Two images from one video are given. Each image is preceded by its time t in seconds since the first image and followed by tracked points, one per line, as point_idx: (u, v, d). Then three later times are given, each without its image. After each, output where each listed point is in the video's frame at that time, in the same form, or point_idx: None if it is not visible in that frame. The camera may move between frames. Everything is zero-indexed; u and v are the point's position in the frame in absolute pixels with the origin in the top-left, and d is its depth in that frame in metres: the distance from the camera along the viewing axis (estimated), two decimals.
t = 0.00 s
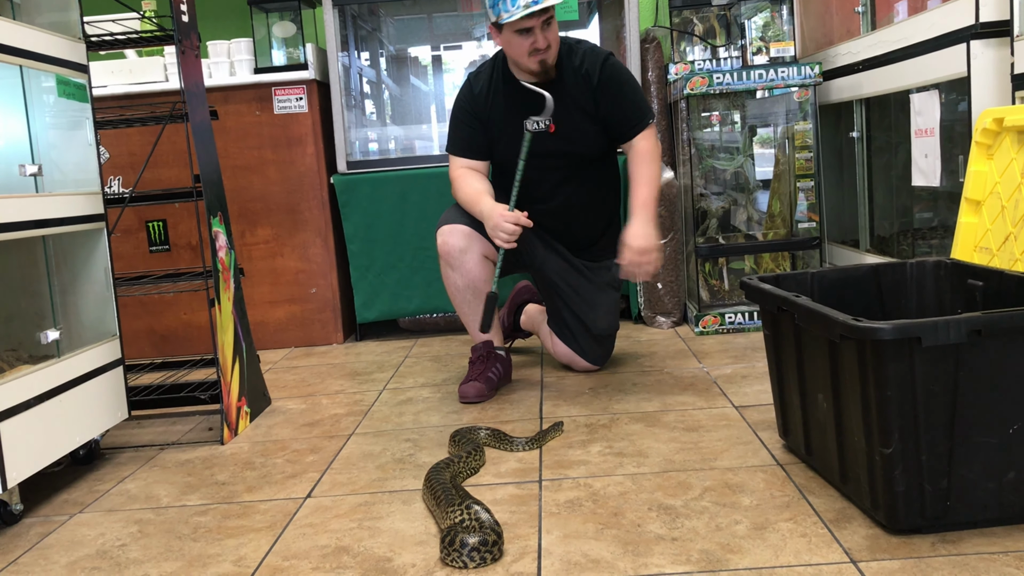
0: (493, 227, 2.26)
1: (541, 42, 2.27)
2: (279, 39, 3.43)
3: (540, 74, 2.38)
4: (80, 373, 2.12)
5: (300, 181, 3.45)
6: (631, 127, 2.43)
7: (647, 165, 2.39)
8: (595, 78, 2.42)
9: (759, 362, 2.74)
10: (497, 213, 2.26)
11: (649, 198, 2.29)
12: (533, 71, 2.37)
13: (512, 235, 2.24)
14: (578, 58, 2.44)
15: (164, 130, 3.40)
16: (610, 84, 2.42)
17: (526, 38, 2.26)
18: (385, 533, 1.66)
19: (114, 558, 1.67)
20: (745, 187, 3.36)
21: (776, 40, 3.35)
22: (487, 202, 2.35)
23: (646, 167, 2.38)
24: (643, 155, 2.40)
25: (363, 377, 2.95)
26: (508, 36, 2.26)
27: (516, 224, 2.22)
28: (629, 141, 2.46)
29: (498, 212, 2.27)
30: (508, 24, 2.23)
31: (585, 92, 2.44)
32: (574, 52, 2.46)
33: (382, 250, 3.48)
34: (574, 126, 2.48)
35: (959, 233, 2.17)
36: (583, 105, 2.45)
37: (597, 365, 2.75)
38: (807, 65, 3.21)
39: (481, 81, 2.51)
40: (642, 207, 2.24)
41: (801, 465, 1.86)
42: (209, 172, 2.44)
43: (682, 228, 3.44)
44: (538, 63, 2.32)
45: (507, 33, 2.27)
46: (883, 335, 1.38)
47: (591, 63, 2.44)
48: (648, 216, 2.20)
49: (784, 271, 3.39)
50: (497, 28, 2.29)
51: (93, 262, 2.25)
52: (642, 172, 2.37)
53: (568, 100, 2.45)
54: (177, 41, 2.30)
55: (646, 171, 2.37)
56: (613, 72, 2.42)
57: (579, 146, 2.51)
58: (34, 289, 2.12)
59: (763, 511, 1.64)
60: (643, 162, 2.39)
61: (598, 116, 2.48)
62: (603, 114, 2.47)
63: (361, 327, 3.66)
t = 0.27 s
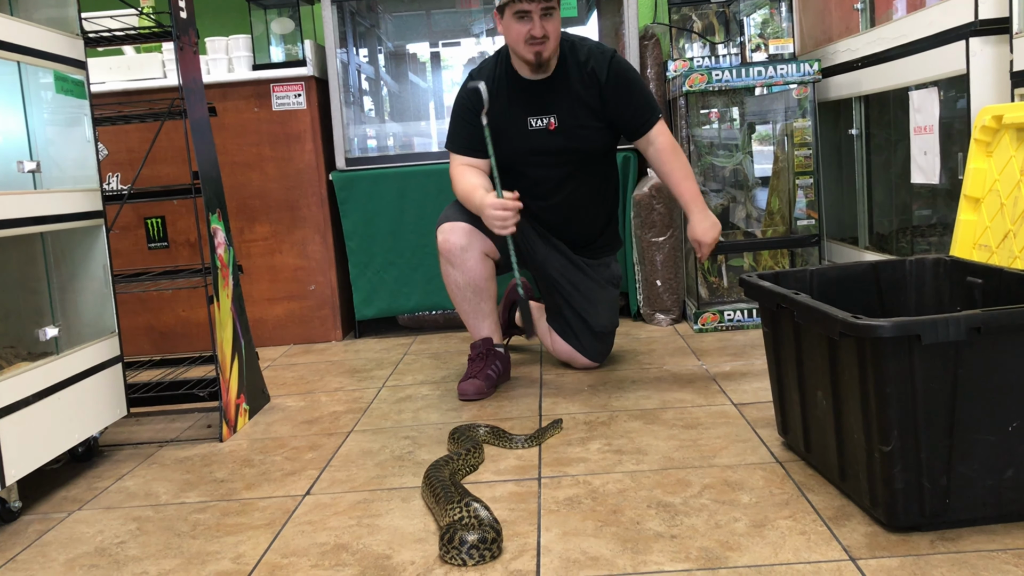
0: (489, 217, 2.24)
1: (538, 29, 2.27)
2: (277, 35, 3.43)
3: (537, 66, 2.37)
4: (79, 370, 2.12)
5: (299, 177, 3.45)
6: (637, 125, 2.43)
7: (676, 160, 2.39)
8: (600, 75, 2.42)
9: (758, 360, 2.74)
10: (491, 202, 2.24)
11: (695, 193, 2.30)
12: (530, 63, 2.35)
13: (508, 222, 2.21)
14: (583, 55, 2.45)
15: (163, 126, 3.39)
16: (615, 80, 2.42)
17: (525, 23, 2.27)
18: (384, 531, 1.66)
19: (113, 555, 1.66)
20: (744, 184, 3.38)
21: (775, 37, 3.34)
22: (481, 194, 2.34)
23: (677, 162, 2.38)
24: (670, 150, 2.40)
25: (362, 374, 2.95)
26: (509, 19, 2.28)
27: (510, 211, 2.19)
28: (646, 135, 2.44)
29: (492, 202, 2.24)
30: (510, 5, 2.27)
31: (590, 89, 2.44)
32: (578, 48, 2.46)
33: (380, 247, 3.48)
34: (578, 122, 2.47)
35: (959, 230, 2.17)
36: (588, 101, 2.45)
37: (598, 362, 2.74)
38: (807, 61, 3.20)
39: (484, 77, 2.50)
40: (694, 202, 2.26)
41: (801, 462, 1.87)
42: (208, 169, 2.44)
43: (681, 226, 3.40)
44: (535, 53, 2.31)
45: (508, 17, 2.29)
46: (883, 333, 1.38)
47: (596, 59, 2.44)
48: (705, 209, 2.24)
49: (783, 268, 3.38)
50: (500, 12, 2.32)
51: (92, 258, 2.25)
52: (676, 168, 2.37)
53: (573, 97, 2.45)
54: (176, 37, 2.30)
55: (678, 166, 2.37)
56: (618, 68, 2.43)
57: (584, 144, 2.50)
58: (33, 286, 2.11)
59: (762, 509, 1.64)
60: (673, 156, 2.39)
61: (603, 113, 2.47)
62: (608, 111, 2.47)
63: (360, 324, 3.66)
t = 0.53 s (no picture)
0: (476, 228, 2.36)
1: (536, 29, 2.27)
2: (274, 35, 3.44)
3: (535, 66, 2.36)
4: (76, 369, 2.12)
5: (296, 177, 3.44)
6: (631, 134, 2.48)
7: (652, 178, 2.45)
8: (603, 79, 2.42)
9: (755, 359, 2.74)
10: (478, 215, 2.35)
11: (659, 214, 2.37)
12: (528, 63, 2.35)
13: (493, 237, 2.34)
14: (586, 57, 2.44)
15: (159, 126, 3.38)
16: (617, 85, 2.43)
17: (524, 23, 2.27)
18: (382, 530, 1.66)
19: (110, 555, 1.66)
20: (741, 183, 3.38)
21: (773, 37, 3.32)
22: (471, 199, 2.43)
23: (651, 180, 2.45)
24: (648, 167, 2.47)
25: (359, 373, 2.95)
26: (509, 18, 2.29)
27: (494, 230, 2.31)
28: (631, 147, 2.50)
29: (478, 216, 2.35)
30: (510, 4, 2.28)
31: (591, 92, 2.44)
32: (582, 50, 2.45)
33: (378, 246, 3.47)
34: (578, 125, 2.47)
35: (956, 229, 2.17)
36: (589, 105, 2.45)
37: (596, 360, 2.75)
38: (804, 60, 3.20)
39: (488, 74, 2.51)
40: (654, 223, 2.34)
41: (798, 461, 1.87)
42: (204, 169, 2.43)
43: (679, 225, 3.40)
44: (532, 53, 2.31)
45: (508, 17, 2.30)
46: (880, 331, 1.38)
47: (599, 62, 2.43)
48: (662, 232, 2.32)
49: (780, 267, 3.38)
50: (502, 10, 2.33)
51: (88, 258, 2.25)
52: (648, 186, 2.44)
53: (574, 100, 2.45)
54: (172, 37, 2.29)
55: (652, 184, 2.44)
56: (620, 73, 2.43)
57: (583, 147, 2.51)
58: (29, 285, 2.12)
59: (759, 508, 1.65)
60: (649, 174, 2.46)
61: (603, 118, 2.48)
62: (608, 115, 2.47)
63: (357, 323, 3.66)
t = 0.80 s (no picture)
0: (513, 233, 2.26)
1: (528, 42, 2.25)
2: (272, 36, 3.40)
3: (530, 75, 2.35)
4: (74, 371, 2.11)
5: (294, 178, 3.44)
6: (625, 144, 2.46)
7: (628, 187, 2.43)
8: (601, 87, 2.43)
9: (753, 360, 2.74)
10: (514, 221, 2.26)
11: (621, 219, 2.37)
12: (523, 72, 2.34)
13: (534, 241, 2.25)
14: (585, 64, 2.45)
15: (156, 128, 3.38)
16: (614, 94, 2.43)
17: (517, 35, 2.24)
18: (379, 532, 1.66)
19: (107, 558, 1.66)
20: (738, 184, 3.38)
21: (769, 37, 3.34)
22: (498, 202, 2.33)
23: (625, 189, 2.43)
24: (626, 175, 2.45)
25: (357, 375, 2.95)
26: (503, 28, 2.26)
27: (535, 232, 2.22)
28: (617, 155, 2.49)
29: (516, 220, 2.26)
30: (504, 15, 2.24)
31: (588, 99, 2.45)
32: (581, 57, 2.46)
33: (375, 248, 3.47)
34: (574, 131, 2.49)
35: (953, 229, 2.17)
36: (585, 112, 2.46)
37: (594, 361, 2.74)
38: (801, 61, 3.21)
39: (490, 75, 2.51)
40: (613, 229, 2.34)
41: (796, 462, 1.87)
42: (202, 170, 2.43)
43: (676, 225, 3.43)
44: (526, 64, 2.30)
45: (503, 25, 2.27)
46: (877, 332, 1.38)
47: (597, 70, 2.44)
48: (617, 237, 2.34)
49: (778, 267, 3.38)
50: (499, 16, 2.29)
51: (86, 260, 2.25)
52: (621, 193, 2.42)
53: (572, 106, 2.46)
54: (169, 38, 2.29)
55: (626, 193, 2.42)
56: (618, 82, 2.43)
57: (578, 152, 2.53)
58: (26, 287, 2.11)
59: (757, 509, 1.65)
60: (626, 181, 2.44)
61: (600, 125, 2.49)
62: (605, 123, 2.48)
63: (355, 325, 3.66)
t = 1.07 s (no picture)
0: (533, 231, 2.28)
1: (515, 55, 2.25)
2: (268, 38, 3.41)
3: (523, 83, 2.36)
4: (71, 374, 2.11)
5: (291, 180, 3.44)
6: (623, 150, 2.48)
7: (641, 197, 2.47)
8: (598, 94, 2.44)
9: (750, 361, 2.74)
10: (534, 217, 2.28)
11: (643, 228, 2.41)
12: (515, 80, 2.35)
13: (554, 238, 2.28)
14: (582, 70, 2.45)
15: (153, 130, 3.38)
16: (611, 101, 2.44)
17: (504, 47, 2.25)
18: (377, 534, 1.66)
19: (104, 560, 1.66)
20: (735, 186, 3.39)
21: (766, 39, 3.34)
22: (512, 200, 2.34)
23: (640, 197, 2.46)
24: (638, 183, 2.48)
25: (355, 377, 2.95)
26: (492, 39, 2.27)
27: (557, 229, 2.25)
28: (624, 160, 2.51)
29: (538, 217, 2.28)
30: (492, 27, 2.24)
31: (585, 106, 2.45)
32: (578, 63, 2.46)
33: (373, 250, 3.47)
34: (573, 138, 2.49)
35: (949, 231, 2.18)
36: (582, 118, 2.46)
37: (590, 363, 2.74)
38: (798, 63, 3.21)
39: (488, 82, 2.50)
40: (639, 239, 2.38)
41: (793, 463, 1.87)
42: (199, 173, 2.43)
43: (673, 227, 3.43)
44: (516, 74, 2.31)
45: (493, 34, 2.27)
46: (874, 333, 1.38)
47: (595, 77, 2.44)
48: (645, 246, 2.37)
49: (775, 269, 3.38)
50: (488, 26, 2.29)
51: (82, 262, 2.25)
52: (636, 201, 2.46)
53: (569, 112, 2.46)
54: (166, 41, 2.29)
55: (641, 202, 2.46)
56: (615, 89, 2.44)
57: (576, 158, 2.53)
58: (23, 290, 2.10)
59: (754, 510, 1.65)
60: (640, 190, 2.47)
61: (597, 131, 2.49)
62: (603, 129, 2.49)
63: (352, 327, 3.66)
